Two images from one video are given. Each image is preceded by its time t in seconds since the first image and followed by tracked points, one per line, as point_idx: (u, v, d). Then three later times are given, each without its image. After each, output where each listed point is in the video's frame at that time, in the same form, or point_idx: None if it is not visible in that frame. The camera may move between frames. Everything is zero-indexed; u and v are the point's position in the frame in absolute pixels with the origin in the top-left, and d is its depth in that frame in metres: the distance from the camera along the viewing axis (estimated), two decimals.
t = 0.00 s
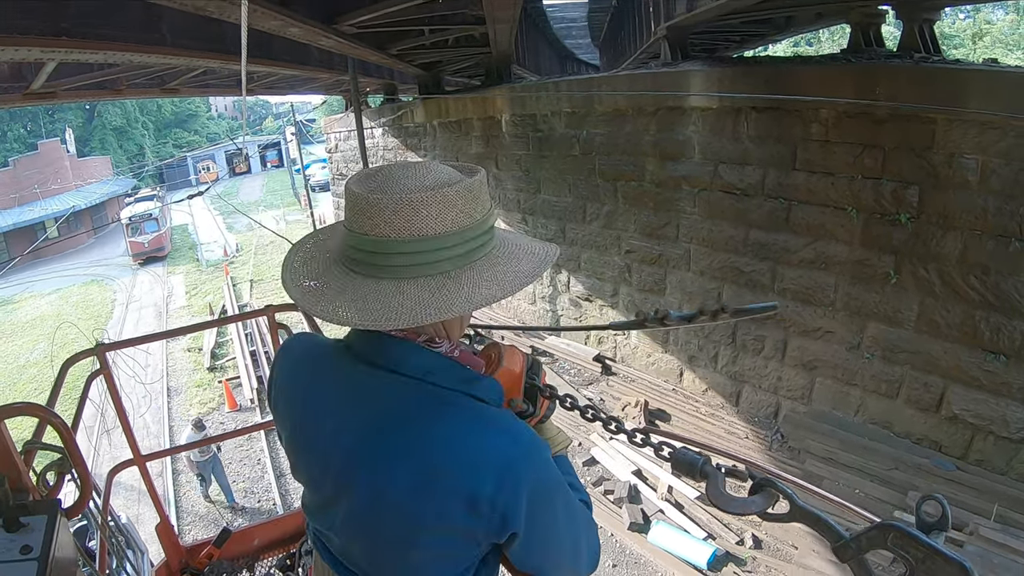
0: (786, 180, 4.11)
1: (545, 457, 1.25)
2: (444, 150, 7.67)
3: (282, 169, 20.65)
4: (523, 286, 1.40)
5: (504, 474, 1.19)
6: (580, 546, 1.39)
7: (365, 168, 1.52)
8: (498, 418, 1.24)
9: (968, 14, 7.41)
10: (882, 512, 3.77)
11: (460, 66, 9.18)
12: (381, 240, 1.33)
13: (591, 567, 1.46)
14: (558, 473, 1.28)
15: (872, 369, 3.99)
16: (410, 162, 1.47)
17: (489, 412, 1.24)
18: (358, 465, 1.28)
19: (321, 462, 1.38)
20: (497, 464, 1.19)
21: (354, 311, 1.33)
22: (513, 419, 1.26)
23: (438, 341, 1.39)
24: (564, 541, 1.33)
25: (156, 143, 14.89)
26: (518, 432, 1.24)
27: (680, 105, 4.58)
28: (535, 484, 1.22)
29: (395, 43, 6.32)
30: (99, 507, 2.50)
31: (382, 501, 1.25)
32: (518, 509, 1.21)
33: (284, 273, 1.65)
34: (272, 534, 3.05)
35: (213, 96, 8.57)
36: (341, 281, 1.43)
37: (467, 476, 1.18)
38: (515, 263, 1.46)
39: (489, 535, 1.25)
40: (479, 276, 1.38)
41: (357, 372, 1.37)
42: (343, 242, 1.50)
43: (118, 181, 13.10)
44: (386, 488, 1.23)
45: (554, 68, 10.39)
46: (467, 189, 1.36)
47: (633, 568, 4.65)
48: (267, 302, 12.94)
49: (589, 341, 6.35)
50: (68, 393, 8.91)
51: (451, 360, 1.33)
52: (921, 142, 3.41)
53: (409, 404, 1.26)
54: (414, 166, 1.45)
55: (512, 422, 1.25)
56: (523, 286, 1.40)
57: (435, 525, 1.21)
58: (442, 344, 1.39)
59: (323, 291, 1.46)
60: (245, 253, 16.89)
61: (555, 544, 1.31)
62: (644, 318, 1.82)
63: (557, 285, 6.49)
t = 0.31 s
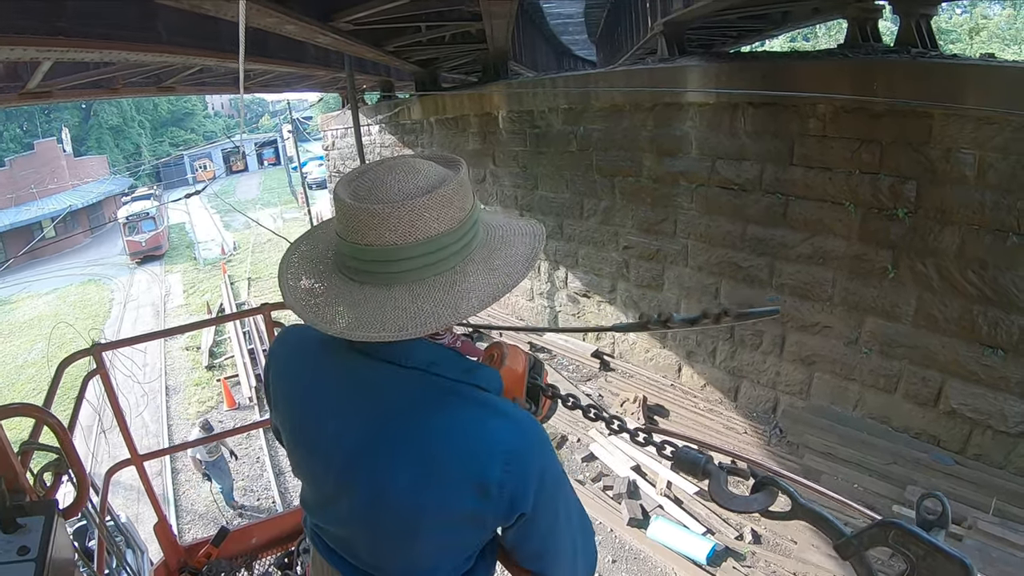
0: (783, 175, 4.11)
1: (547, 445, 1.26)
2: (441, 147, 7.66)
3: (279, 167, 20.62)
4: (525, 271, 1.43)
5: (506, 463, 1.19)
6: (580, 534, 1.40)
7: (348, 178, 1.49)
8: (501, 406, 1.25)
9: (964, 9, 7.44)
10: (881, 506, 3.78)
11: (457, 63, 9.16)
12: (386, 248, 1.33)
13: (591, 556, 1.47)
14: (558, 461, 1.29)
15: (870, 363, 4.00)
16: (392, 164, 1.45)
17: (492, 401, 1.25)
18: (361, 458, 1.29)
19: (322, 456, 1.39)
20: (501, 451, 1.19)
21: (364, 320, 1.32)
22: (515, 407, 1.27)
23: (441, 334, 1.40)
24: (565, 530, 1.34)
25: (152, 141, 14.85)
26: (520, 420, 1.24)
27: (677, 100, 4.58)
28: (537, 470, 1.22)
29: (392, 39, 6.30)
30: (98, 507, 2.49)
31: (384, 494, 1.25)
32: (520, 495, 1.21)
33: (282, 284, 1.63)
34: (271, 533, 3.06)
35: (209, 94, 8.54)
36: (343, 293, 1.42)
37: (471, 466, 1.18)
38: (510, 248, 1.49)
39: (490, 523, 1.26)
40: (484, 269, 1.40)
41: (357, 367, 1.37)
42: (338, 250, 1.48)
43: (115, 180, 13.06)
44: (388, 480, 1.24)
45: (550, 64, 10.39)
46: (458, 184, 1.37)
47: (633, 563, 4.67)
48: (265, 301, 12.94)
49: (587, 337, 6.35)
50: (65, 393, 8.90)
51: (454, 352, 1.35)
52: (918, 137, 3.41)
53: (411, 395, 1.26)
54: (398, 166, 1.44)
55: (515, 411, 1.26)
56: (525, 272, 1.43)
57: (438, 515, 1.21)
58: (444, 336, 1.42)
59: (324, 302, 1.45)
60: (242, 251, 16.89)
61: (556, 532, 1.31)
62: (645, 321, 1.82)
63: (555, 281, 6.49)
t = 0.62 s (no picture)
0: (780, 171, 4.11)
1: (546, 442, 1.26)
2: (438, 143, 7.65)
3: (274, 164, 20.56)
4: (528, 263, 1.43)
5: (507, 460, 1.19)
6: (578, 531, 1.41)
7: (346, 178, 1.47)
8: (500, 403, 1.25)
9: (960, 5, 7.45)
10: (879, 501, 3.79)
11: (453, 59, 9.14)
12: (387, 247, 1.32)
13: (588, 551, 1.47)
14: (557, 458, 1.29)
15: (866, 359, 4.01)
16: (390, 162, 1.44)
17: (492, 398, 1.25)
18: (360, 452, 1.29)
19: (321, 448, 1.39)
20: (499, 448, 1.19)
21: (366, 319, 1.31)
22: (515, 405, 1.26)
23: (444, 331, 1.39)
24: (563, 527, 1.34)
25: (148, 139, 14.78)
26: (520, 417, 1.24)
27: (674, 96, 4.58)
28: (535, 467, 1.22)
29: (388, 36, 6.28)
30: (96, 506, 2.49)
31: (383, 489, 1.25)
32: (518, 493, 1.21)
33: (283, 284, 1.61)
34: (269, 531, 3.06)
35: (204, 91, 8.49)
36: (345, 291, 1.41)
37: (471, 462, 1.18)
38: (511, 241, 1.49)
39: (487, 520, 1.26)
40: (487, 262, 1.40)
41: (357, 360, 1.36)
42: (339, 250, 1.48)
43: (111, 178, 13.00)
44: (387, 476, 1.24)
45: (547, 61, 10.38)
46: (457, 180, 1.36)
47: (632, 558, 4.65)
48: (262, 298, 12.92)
49: (584, 333, 6.35)
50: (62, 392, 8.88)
51: (455, 348, 1.34)
52: (915, 133, 3.42)
53: (411, 391, 1.26)
54: (396, 164, 1.43)
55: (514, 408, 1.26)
56: (528, 264, 1.43)
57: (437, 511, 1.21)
58: (447, 333, 1.40)
59: (326, 301, 1.44)
60: (239, 248, 16.87)
61: (553, 530, 1.31)
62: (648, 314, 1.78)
63: (552, 277, 6.49)
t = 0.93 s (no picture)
0: (779, 168, 4.11)
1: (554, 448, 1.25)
2: (436, 139, 7.63)
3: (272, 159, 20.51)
4: (547, 269, 1.43)
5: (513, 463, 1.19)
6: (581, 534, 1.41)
7: (382, 163, 1.49)
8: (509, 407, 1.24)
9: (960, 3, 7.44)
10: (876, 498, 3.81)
11: (452, 55, 9.11)
12: (411, 229, 1.32)
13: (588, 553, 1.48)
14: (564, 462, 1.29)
15: (864, 356, 4.02)
16: (427, 152, 1.46)
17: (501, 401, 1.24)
18: (365, 448, 1.29)
19: (326, 443, 1.39)
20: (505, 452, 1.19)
21: (380, 300, 1.31)
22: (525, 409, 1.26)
23: (455, 328, 1.38)
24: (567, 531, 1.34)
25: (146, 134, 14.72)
26: (528, 421, 1.24)
27: (673, 92, 4.57)
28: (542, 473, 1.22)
29: (387, 31, 6.25)
30: (96, 501, 2.48)
31: (387, 488, 1.25)
32: (523, 498, 1.22)
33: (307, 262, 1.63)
34: (269, 527, 3.06)
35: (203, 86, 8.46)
36: (364, 272, 1.41)
37: (478, 465, 1.18)
38: (534, 245, 1.49)
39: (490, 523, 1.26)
40: (506, 260, 1.40)
41: (367, 354, 1.36)
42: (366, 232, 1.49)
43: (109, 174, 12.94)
44: (392, 475, 1.24)
45: (547, 56, 10.35)
46: (489, 174, 1.37)
47: (630, 554, 4.71)
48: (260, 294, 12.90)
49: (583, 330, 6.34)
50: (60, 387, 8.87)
51: (468, 346, 1.34)
52: (915, 131, 3.42)
53: (420, 389, 1.25)
54: (433, 155, 1.45)
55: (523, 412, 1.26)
56: (548, 269, 1.43)
57: (441, 511, 1.22)
58: (461, 330, 1.39)
59: (346, 280, 1.44)
60: (237, 243, 16.80)
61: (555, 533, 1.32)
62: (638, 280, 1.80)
63: (551, 273, 6.49)
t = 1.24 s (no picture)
0: (778, 164, 4.10)
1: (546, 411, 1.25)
2: (435, 133, 7.61)
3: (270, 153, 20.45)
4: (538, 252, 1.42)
5: (505, 430, 1.19)
6: (588, 506, 1.39)
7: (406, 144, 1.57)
8: (499, 373, 1.25)
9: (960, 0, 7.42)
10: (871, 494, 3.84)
11: (451, 48, 9.08)
12: (412, 197, 1.37)
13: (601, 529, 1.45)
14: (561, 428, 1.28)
15: (862, 353, 4.02)
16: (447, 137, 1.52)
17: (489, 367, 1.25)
18: (356, 418, 1.30)
19: (321, 422, 1.40)
20: (493, 415, 1.19)
21: (375, 259, 1.35)
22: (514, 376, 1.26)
23: (449, 301, 1.38)
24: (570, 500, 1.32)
25: (144, 127, 14.67)
26: (519, 386, 1.25)
27: (672, 87, 4.56)
28: (535, 436, 1.21)
29: (385, 24, 6.23)
30: (93, 495, 2.47)
31: (381, 459, 1.26)
32: (515, 461, 1.21)
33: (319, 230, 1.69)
34: (266, 521, 3.07)
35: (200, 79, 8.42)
36: (366, 239, 1.46)
37: (466, 429, 1.19)
38: (535, 236, 1.48)
39: (484, 490, 1.26)
40: (501, 240, 1.40)
41: (360, 329, 1.37)
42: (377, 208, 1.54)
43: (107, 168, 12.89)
44: (385, 445, 1.25)
45: (546, 51, 10.31)
46: (493, 158, 1.39)
47: (626, 549, 4.89)
48: (258, 287, 12.89)
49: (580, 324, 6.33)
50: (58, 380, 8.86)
51: (459, 317, 1.35)
52: (914, 128, 3.41)
53: (408, 358, 1.27)
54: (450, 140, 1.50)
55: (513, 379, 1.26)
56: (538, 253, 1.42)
57: (434, 479, 1.23)
58: (454, 304, 1.38)
59: (351, 245, 1.49)
60: (235, 237, 16.75)
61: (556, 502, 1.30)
62: (618, 270, 1.78)
63: (549, 268, 6.49)
